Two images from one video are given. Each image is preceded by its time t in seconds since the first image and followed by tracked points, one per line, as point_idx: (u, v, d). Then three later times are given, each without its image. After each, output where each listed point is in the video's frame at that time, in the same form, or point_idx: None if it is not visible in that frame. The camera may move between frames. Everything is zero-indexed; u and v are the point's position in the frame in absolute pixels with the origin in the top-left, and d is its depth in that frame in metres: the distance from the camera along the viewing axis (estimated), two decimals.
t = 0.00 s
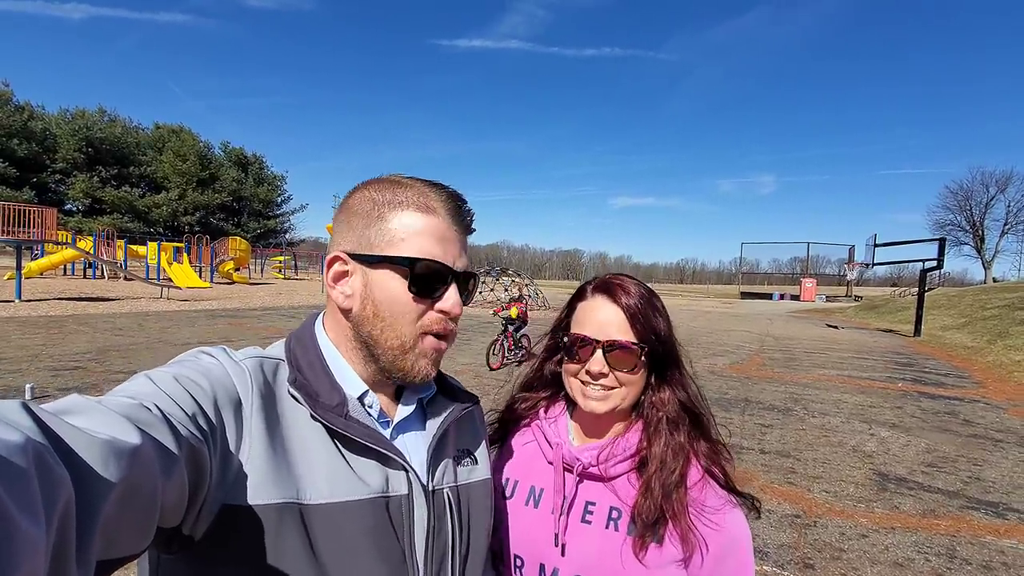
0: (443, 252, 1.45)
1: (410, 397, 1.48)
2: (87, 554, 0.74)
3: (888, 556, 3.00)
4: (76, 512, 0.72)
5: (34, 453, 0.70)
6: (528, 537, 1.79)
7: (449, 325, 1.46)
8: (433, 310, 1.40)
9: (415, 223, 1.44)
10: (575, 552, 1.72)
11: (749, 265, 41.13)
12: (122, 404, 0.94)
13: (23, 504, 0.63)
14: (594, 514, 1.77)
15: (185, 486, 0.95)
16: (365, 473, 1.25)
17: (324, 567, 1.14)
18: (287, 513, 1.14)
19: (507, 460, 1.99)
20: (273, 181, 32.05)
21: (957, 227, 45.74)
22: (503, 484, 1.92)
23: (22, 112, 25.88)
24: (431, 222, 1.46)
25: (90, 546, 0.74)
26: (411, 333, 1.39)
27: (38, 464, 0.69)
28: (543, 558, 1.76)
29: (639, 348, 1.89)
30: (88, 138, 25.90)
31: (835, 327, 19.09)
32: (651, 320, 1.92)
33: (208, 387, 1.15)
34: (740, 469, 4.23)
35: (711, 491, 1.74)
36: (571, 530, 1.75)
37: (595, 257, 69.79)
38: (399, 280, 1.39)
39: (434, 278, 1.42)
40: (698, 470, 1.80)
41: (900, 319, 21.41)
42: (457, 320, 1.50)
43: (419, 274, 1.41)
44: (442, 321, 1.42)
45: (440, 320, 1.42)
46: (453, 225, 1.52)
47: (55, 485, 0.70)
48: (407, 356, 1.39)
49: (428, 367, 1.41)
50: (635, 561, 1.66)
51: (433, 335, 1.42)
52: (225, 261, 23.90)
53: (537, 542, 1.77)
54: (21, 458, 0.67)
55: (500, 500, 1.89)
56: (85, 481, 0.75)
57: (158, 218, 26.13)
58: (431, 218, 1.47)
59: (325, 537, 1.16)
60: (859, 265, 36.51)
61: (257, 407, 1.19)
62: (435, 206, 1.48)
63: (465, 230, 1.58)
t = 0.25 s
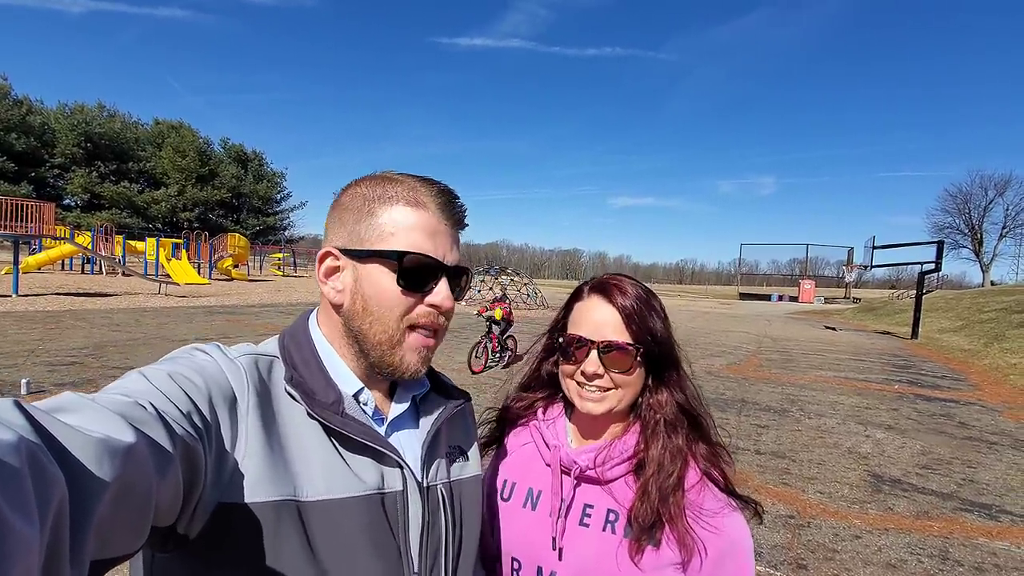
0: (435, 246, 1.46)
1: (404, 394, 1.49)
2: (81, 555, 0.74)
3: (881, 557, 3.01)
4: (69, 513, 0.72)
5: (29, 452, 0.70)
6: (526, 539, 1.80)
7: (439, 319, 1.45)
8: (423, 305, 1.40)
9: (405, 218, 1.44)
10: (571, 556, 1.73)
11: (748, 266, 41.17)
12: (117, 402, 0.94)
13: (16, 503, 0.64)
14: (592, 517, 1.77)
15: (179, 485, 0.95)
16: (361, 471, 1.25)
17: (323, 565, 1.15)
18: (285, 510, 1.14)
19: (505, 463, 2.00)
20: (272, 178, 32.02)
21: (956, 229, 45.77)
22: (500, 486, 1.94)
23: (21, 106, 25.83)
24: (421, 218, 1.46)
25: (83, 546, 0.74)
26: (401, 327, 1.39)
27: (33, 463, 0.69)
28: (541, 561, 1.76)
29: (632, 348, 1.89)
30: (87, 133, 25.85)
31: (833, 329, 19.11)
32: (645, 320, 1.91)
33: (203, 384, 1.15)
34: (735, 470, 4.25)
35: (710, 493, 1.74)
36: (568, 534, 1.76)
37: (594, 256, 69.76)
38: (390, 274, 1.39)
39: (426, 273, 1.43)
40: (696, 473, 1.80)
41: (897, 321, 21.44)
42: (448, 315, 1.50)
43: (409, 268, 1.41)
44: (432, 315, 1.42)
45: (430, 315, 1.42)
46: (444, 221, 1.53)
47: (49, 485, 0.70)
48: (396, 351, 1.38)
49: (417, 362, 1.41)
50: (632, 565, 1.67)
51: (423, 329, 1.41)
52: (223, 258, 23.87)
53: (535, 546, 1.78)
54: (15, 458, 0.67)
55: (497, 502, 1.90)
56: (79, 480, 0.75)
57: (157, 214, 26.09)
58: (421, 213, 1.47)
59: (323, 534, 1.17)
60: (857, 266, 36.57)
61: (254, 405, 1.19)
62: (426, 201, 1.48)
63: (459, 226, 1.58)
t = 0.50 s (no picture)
0: (430, 239, 1.45)
1: (403, 390, 1.49)
2: (77, 546, 0.74)
3: (876, 557, 3.01)
4: (67, 503, 0.72)
5: (27, 441, 0.69)
6: (541, 546, 1.81)
7: (436, 311, 1.44)
8: (419, 297, 1.40)
9: (402, 211, 1.44)
10: (588, 563, 1.73)
11: (747, 266, 41.17)
12: (116, 393, 0.93)
13: (14, 493, 0.63)
14: (608, 523, 1.77)
15: (177, 478, 0.94)
16: (359, 468, 1.26)
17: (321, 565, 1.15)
18: (282, 506, 1.14)
19: (516, 470, 2.02)
20: (272, 176, 32.00)
21: (955, 231, 45.75)
22: (513, 493, 1.96)
23: (21, 103, 25.80)
24: (416, 211, 1.46)
25: (80, 537, 0.74)
26: (396, 320, 1.39)
27: (31, 453, 0.69)
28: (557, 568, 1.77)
29: (626, 347, 1.89)
30: (87, 130, 25.81)
31: (831, 329, 19.11)
32: (644, 319, 1.90)
33: (203, 376, 1.14)
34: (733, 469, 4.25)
35: (729, 502, 1.74)
36: (585, 541, 1.76)
37: (593, 256, 69.80)
38: (385, 267, 1.39)
39: (421, 266, 1.42)
40: (714, 482, 1.80)
41: (896, 322, 21.44)
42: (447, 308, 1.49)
43: (405, 261, 1.41)
44: (428, 307, 1.41)
45: (427, 307, 1.41)
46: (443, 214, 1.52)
47: (47, 475, 0.69)
48: (393, 342, 1.39)
49: (415, 354, 1.40)
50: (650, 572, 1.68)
51: (420, 321, 1.41)
52: (222, 255, 23.86)
53: (552, 554, 1.79)
54: (14, 447, 0.66)
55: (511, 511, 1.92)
56: (78, 471, 0.75)
57: (156, 211, 26.07)
58: (416, 206, 1.46)
59: (322, 533, 1.17)
60: (857, 267, 36.57)
61: (253, 399, 1.19)
62: (421, 192, 1.47)
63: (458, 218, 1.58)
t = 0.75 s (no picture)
0: (436, 227, 1.45)
1: (412, 381, 1.50)
2: (91, 522, 0.74)
3: (875, 553, 3.02)
4: (82, 480, 0.73)
5: (43, 418, 0.70)
6: (561, 539, 1.82)
7: (443, 302, 1.44)
8: (424, 286, 1.40)
9: (416, 200, 1.44)
10: (612, 554, 1.74)
11: (746, 266, 41.20)
12: (131, 373, 0.94)
13: (30, 468, 0.64)
14: (630, 514, 1.79)
15: (188, 459, 0.95)
16: (365, 456, 1.26)
17: (326, 551, 1.15)
18: (287, 492, 1.15)
19: (535, 463, 2.03)
20: (270, 176, 31.98)
21: (953, 230, 45.81)
22: (532, 486, 1.96)
23: (19, 104, 25.77)
24: (425, 201, 1.46)
25: (93, 515, 0.74)
26: (402, 309, 1.39)
27: (49, 430, 0.70)
28: (580, 560, 1.78)
29: (649, 341, 1.89)
30: (85, 131, 25.77)
31: (830, 329, 19.14)
32: (665, 312, 1.91)
33: (215, 360, 1.15)
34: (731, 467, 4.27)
35: (755, 495, 1.76)
36: (607, 532, 1.77)
37: (592, 256, 69.84)
38: (391, 257, 1.39)
39: (427, 256, 1.43)
40: (738, 476, 1.82)
41: (894, 321, 21.48)
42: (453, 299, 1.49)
43: (415, 252, 1.42)
44: (434, 298, 1.41)
45: (432, 297, 1.42)
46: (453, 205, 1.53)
47: (63, 452, 0.70)
48: (398, 331, 1.39)
49: (421, 344, 1.41)
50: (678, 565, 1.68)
51: (426, 312, 1.41)
52: (221, 256, 23.84)
53: (574, 545, 1.80)
54: (31, 423, 0.67)
55: (530, 503, 1.92)
56: (93, 449, 0.75)
57: (155, 213, 26.04)
58: (425, 196, 1.46)
59: (326, 519, 1.18)
60: (855, 266, 36.61)
61: (263, 384, 1.20)
62: (428, 180, 1.47)
63: (468, 208, 1.58)
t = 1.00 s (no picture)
0: (407, 223, 1.47)
1: (407, 386, 1.51)
2: (89, 523, 0.74)
3: (875, 551, 3.03)
4: (80, 484, 0.72)
5: (43, 420, 0.69)
6: (563, 536, 1.82)
7: (407, 294, 1.41)
8: (387, 277, 1.41)
9: (397, 198, 1.49)
10: (613, 551, 1.74)
11: (743, 264, 41.24)
12: (130, 376, 0.94)
13: (29, 470, 0.63)
14: (631, 511, 1.79)
15: (188, 462, 0.94)
16: (363, 458, 1.26)
17: (324, 552, 1.15)
18: (285, 492, 1.14)
19: (540, 460, 2.05)
20: (266, 178, 31.91)
21: (949, 227, 45.94)
22: (535, 482, 1.97)
23: (13, 106, 25.65)
24: (402, 198, 1.49)
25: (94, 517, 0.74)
26: (363, 298, 1.40)
27: (48, 431, 0.69)
28: (581, 556, 1.78)
29: (669, 341, 1.91)
30: (80, 133, 25.66)
31: (827, 326, 19.18)
32: (682, 311, 1.93)
33: (214, 363, 1.14)
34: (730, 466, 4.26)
35: (756, 494, 1.76)
36: (608, 528, 1.77)
37: (590, 255, 69.85)
38: (355, 248, 1.42)
39: (393, 248, 1.44)
40: (741, 475, 1.82)
41: (891, 318, 21.54)
42: (425, 294, 1.45)
43: (382, 245, 1.44)
44: (395, 287, 1.40)
45: (396, 288, 1.41)
46: (439, 203, 1.53)
47: (62, 454, 0.70)
48: (358, 320, 1.39)
49: (385, 335, 1.39)
50: (681, 561, 1.67)
51: (389, 303, 1.40)
52: (218, 258, 23.77)
53: (573, 542, 1.80)
54: (31, 426, 0.66)
55: (534, 499, 1.93)
56: (92, 451, 0.75)
57: (151, 215, 25.95)
58: (402, 193, 1.50)
59: (326, 520, 1.17)
60: (852, 264, 36.68)
61: (260, 386, 1.20)
62: (406, 178, 1.50)
63: (461, 210, 1.59)
